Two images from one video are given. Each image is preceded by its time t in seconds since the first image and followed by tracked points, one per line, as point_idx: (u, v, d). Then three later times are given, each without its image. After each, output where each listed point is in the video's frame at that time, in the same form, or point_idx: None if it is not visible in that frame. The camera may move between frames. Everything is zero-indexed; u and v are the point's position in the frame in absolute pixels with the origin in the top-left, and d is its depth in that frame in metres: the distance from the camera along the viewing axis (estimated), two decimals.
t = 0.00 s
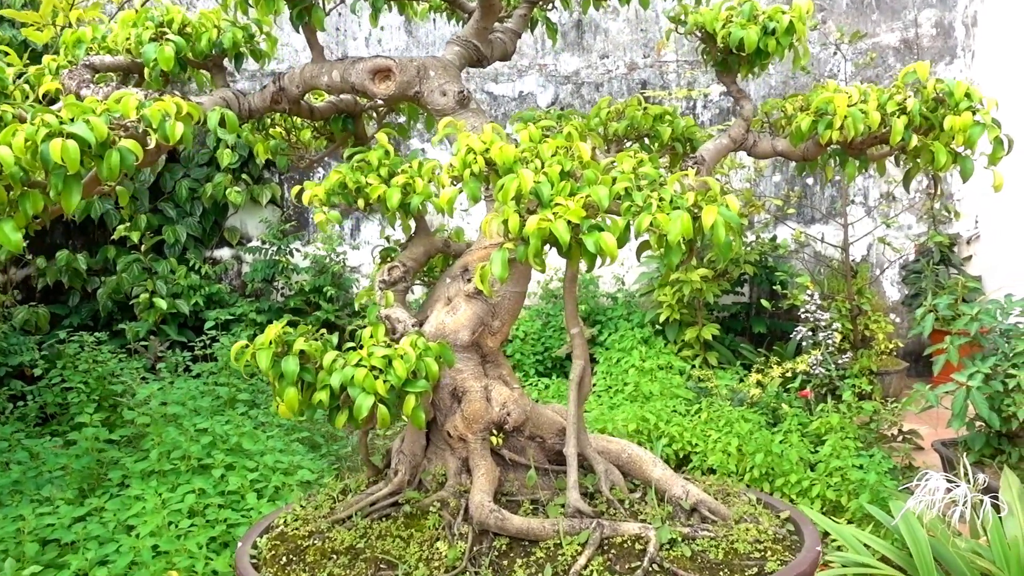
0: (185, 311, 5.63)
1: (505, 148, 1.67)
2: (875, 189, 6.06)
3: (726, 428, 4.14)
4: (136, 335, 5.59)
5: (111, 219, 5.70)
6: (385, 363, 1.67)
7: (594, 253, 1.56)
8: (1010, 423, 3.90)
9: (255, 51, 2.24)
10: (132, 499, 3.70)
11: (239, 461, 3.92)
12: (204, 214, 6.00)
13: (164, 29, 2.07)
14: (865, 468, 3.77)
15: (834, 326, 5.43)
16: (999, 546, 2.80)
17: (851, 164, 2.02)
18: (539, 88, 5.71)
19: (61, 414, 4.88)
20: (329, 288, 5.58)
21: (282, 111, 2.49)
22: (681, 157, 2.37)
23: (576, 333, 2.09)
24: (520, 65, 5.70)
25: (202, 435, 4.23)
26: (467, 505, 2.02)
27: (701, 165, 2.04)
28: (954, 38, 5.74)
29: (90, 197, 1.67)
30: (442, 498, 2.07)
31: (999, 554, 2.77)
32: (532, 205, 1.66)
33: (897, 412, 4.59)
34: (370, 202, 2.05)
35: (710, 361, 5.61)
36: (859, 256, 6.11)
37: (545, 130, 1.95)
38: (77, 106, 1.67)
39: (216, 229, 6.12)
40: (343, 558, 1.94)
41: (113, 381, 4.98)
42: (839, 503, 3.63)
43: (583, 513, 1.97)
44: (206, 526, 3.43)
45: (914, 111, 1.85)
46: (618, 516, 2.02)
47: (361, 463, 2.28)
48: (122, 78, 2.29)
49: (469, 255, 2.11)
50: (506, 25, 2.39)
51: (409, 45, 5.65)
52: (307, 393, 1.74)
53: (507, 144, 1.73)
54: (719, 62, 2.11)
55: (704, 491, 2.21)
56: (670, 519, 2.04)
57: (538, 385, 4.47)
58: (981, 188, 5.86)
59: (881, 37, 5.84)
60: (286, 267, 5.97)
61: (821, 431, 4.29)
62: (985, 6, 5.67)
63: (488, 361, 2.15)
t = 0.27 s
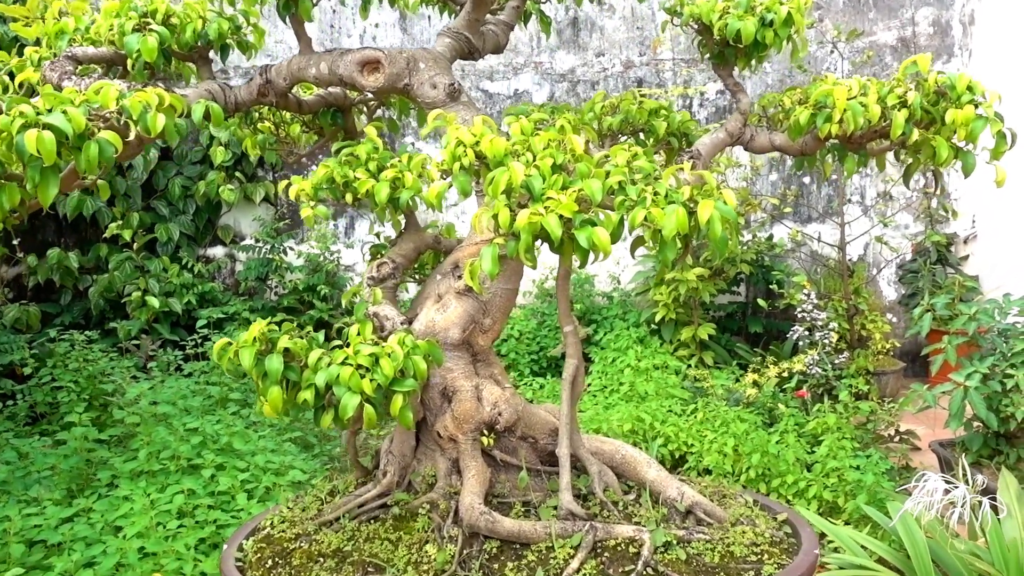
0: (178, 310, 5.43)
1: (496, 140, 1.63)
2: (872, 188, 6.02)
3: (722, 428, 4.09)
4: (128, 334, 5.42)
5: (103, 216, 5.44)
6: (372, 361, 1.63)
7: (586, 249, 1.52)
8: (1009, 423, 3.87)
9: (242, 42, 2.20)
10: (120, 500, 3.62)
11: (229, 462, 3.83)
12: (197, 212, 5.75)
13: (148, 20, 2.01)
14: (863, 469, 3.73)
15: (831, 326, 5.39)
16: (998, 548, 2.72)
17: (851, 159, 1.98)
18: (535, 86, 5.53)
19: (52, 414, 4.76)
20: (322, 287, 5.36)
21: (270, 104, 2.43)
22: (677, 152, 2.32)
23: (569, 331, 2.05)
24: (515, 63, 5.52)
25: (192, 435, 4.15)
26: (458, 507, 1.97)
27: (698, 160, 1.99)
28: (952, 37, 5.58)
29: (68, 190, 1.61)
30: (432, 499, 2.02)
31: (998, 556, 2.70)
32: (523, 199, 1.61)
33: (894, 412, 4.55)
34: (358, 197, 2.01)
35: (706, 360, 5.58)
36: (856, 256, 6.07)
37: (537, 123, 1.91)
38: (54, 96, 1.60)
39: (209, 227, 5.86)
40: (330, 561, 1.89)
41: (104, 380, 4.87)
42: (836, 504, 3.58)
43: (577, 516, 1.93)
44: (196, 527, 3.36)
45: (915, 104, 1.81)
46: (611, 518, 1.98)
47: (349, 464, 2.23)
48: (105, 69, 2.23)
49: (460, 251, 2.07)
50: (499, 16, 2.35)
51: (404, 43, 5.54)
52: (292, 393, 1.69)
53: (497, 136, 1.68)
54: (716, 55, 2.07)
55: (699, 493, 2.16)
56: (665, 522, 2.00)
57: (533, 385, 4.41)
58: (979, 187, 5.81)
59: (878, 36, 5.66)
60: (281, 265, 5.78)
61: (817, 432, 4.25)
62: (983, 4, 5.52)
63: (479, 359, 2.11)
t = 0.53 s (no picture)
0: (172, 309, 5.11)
1: (483, 128, 1.57)
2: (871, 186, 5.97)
3: (720, 427, 4.03)
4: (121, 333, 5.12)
5: (97, 212, 5.13)
6: (354, 357, 1.57)
7: (575, 240, 1.47)
8: (1009, 423, 3.82)
9: (226, 30, 2.14)
10: (108, 499, 3.43)
11: (220, 460, 3.66)
12: (192, 209, 5.42)
13: (128, 5, 1.95)
14: (862, 469, 3.66)
15: (830, 324, 5.33)
16: (999, 549, 2.64)
17: (850, 150, 1.93)
18: (531, 83, 5.41)
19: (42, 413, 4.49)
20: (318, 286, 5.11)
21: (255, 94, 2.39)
22: (671, 144, 2.26)
23: (561, 327, 1.99)
24: (512, 60, 5.42)
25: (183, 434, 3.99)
26: (445, 507, 1.92)
27: (692, 150, 1.94)
28: (952, 34, 5.37)
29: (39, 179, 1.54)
30: (418, 499, 1.97)
31: (1000, 558, 2.62)
32: (510, 188, 1.56)
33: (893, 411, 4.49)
34: (343, 188, 1.95)
35: (704, 359, 5.52)
36: (855, 254, 6.01)
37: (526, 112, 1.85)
38: (24, 80, 1.54)
39: (204, 224, 5.54)
40: (313, 562, 1.83)
41: (97, 378, 4.62)
42: (835, 504, 3.52)
43: (567, 516, 1.87)
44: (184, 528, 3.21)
45: (916, 93, 1.76)
46: (603, 519, 1.93)
47: (335, 463, 2.17)
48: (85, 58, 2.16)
49: (447, 244, 2.01)
50: (489, 5, 2.30)
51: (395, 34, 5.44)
52: (272, 390, 1.64)
53: (485, 124, 1.62)
54: (711, 43, 2.02)
55: (694, 493, 2.11)
56: (659, 522, 1.94)
57: (529, 384, 4.33)
58: (979, 185, 5.74)
59: (878, 32, 5.45)
60: (276, 264, 5.47)
61: (815, 431, 4.19)
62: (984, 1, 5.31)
63: (468, 356, 2.05)
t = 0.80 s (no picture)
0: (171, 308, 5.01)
1: (471, 126, 1.54)
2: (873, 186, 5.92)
3: (720, 430, 3.98)
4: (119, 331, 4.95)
5: (95, 211, 5.04)
6: (340, 360, 1.53)
7: (565, 241, 1.43)
8: (1012, 426, 3.77)
9: (214, 27, 2.10)
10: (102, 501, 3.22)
11: (216, 462, 3.45)
12: (191, 209, 5.34)
13: (114, 1, 1.92)
14: (863, 472, 3.61)
15: (831, 325, 5.29)
16: (1001, 555, 2.58)
17: (848, 150, 1.89)
18: (532, 83, 5.38)
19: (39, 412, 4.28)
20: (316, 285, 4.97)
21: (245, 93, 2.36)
22: (667, 143, 2.22)
23: (553, 329, 1.95)
24: (512, 59, 5.39)
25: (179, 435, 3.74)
26: (434, 513, 1.88)
27: (687, 149, 1.90)
28: (955, 33, 5.30)
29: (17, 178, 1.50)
30: (408, 505, 1.94)
31: (1002, 565, 2.55)
32: (499, 188, 1.53)
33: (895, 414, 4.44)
34: (332, 187, 1.92)
35: (704, 360, 5.48)
36: (857, 255, 5.97)
37: (518, 110, 1.82)
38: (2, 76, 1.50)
39: (203, 224, 5.45)
40: (300, 569, 1.79)
41: (94, 377, 4.40)
42: (835, 508, 3.43)
43: (559, 523, 1.84)
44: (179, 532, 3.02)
45: (916, 91, 1.72)
46: (595, 525, 1.89)
47: (325, 467, 2.14)
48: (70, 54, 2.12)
49: (438, 244, 1.98)
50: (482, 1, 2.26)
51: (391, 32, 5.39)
52: (257, 393, 1.61)
53: (474, 122, 1.59)
54: (707, 40, 1.98)
55: (689, 498, 2.07)
56: (653, 529, 1.90)
57: (528, 385, 4.26)
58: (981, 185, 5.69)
59: (880, 32, 5.39)
60: (275, 263, 5.34)
61: (816, 433, 4.15)
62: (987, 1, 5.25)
63: (459, 358, 2.02)
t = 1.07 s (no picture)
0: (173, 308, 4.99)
1: (467, 127, 1.52)
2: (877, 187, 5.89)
3: (723, 431, 3.96)
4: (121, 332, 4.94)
5: (97, 212, 5.03)
6: (334, 364, 1.52)
7: (561, 244, 1.41)
8: (1016, 428, 3.73)
9: (211, 27, 2.09)
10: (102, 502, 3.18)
11: (217, 462, 3.41)
12: (193, 209, 5.32)
13: (109, 1, 1.91)
14: (866, 475, 3.58)
15: (835, 327, 5.26)
16: (1005, 557, 2.56)
17: (850, 151, 1.87)
18: (535, 83, 5.36)
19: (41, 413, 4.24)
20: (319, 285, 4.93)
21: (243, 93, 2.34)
22: (667, 144, 2.20)
23: (551, 332, 1.93)
24: (515, 59, 5.37)
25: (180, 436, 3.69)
26: (431, 517, 1.87)
27: (687, 150, 1.88)
28: (960, 33, 5.28)
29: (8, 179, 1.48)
30: (404, 509, 1.92)
31: (1007, 568, 2.53)
32: (494, 190, 1.51)
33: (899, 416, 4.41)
34: (328, 188, 1.91)
35: (708, 361, 5.45)
36: (861, 256, 5.93)
37: (515, 111, 1.80)
38: None
39: (205, 224, 5.43)
40: (295, 573, 1.77)
41: (95, 378, 4.37)
42: (838, 510, 3.43)
43: (556, 528, 1.82)
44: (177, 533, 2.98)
45: (918, 91, 1.70)
46: (593, 530, 1.87)
47: (322, 470, 2.12)
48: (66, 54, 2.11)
49: (435, 246, 1.96)
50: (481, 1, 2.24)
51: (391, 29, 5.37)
52: (250, 397, 1.59)
53: (470, 123, 1.57)
54: (707, 40, 1.96)
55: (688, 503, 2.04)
56: (651, 534, 1.88)
57: (530, 386, 4.23)
58: (986, 186, 5.66)
59: (885, 31, 5.33)
60: (278, 264, 5.31)
61: (819, 435, 4.12)
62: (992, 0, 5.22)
63: (456, 361, 2.00)
